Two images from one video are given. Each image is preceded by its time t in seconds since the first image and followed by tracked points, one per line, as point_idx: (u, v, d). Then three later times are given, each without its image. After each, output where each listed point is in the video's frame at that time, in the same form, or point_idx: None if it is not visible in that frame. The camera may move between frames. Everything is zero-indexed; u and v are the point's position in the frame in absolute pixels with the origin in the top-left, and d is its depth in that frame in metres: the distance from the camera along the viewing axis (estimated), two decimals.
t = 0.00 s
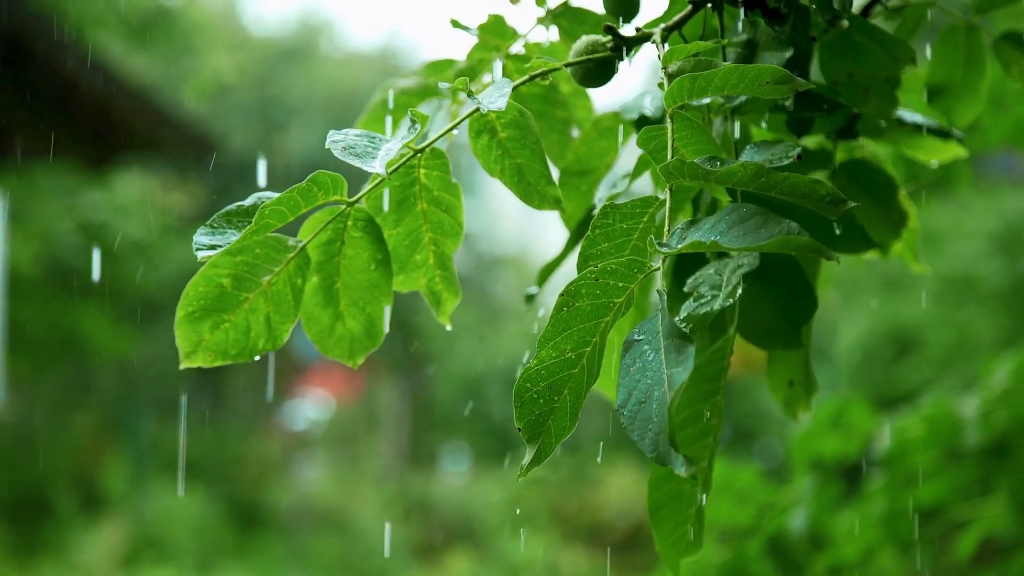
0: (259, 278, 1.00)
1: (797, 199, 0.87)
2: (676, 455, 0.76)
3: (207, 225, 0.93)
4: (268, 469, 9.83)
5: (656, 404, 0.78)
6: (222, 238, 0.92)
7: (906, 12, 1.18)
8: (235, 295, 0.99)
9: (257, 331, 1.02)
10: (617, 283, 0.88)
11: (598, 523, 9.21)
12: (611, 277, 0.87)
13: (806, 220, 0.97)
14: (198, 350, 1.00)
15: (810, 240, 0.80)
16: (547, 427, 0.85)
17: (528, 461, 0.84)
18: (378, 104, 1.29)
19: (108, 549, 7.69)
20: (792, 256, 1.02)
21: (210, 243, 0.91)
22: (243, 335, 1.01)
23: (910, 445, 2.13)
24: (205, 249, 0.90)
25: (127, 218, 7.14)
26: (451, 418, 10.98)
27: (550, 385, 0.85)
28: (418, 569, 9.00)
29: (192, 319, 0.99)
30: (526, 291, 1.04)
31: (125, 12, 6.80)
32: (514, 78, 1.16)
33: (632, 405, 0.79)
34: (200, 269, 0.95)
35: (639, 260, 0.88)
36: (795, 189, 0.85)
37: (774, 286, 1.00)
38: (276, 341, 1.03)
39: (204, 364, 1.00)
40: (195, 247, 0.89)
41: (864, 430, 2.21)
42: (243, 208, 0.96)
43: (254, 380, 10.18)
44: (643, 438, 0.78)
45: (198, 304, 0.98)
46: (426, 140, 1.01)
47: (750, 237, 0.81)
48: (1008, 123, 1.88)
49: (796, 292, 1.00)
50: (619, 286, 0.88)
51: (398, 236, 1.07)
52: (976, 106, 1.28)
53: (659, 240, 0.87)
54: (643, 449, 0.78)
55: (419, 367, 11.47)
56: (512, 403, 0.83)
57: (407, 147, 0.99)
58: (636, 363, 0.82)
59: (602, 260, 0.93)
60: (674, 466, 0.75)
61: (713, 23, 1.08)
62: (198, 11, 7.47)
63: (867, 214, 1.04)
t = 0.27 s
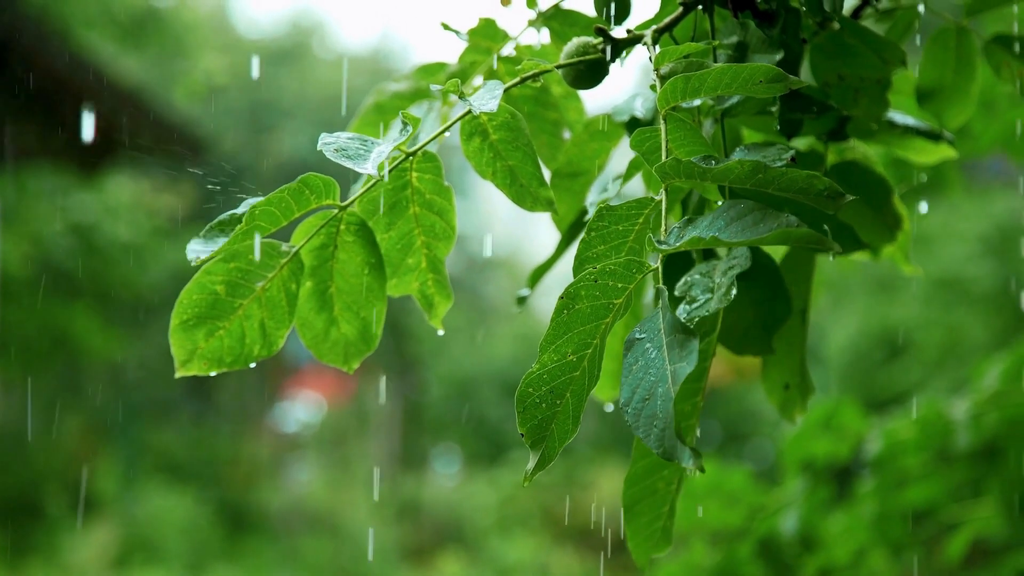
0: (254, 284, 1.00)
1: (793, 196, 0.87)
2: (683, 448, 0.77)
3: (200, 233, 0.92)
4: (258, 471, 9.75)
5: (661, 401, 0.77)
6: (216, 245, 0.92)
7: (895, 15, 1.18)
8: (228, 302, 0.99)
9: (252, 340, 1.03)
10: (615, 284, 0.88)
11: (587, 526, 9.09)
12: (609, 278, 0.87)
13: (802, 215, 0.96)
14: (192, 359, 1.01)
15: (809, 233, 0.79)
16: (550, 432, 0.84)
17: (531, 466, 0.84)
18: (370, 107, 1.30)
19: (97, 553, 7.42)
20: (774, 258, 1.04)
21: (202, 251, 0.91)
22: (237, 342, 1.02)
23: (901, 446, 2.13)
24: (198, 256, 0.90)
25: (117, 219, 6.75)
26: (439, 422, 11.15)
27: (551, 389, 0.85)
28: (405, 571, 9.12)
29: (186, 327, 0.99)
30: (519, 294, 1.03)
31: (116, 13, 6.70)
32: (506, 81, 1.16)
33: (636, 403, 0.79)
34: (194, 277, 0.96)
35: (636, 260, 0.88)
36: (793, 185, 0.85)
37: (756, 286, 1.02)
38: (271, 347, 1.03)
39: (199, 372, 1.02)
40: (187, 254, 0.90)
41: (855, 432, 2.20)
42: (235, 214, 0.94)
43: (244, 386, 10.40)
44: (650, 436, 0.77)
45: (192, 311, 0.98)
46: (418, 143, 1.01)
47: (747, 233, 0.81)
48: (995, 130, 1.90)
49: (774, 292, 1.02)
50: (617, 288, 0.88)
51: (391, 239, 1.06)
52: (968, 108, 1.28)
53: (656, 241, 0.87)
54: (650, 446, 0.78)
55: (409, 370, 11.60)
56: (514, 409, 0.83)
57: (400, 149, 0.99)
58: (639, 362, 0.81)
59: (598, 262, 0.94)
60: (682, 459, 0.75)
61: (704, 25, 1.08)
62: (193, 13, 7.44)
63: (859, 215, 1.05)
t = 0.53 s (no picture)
0: (241, 281, 1.00)
1: (782, 204, 0.87)
2: (664, 458, 0.76)
3: (188, 226, 0.89)
4: (249, 473, 9.60)
5: (645, 409, 0.78)
6: (205, 240, 0.89)
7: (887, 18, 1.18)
8: (215, 297, 0.99)
9: (237, 334, 1.01)
10: (604, 288, 0.88)
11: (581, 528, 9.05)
12: (598, 282, 0.88)
13: (786, 221, 0.96)
14: (177, 352, 1.00)
15: (795, 241, 0.80)
16: (538, 435, 0.84)
17: (519, 469, 0.84)
18: (361, 107, 1.29)
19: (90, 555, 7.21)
20: (772, 259, 1.02)
21: (191, 244, 0.88)
22: (223, 337, 1.01)
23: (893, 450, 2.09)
24: (186, 250, 0.87)
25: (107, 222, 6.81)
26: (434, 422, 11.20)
27: (539, 392, 0.85)
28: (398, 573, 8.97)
29: (171, 321, 0.98)
30: (508, 295, 1.03)
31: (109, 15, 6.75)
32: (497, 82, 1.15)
33: (620, 410, 0.80)
34: (181, 271, 0.96)
35: (624, 265, 0.88)
36: (780, 193, 0.86)
37: (758, 290, 1.00)
38: (256, 344, 1.02)
39: (183, 366, 1.00)
40: (176, 249, 0.87)
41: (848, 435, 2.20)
42: (226, 209, 0.91)
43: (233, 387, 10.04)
44: (632, 443, 0.78)
45: (177, 306, 0.98)
46: (409, 144, 1.01)
47: (736, 240, 0.81)
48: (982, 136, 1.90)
49: (778, 290, 1.00)
50: (605, 292, 0.89)
51: (382, 239, 1.06)
52: (959, 110, 1.28)
53: (645, 246, 0.88)
54: (632, 453, 0.78)
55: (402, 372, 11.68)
56: (502, 412, 0.83)
57: (391, 151, 0.99)
58: (624, 368, 0.82)
59: (588, 265, 0.94)
60: (662, 469, 0.75)
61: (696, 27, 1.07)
62: (185, 17, 7.56)
63: (850, 219, 1.05)
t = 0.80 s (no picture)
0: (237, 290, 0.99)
1: (773, 204, 0.88)
2: (659, 456, 0.78)
3: (182, 236, 0.92)
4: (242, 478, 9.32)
5: (640, 408, 0.80)
6: (197, 248, 0.91)
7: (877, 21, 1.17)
8: (212, 307, 0.99)
9: (237, 345, 1.01)
10: (596, 291, 0.88)
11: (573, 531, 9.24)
12: (591, 284, 0.87)
13: (780, 222, 0.97)
14: (178, 365, 1.00)
15: (785, 240, 0.80)
16: (534, 438, 0.85)
17: (515, 474, 0.84)
18: (352, 112, 1.28)
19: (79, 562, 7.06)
20: (762, 263, 1.03)
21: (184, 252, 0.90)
22: (224, 348, 1.01)
23: (882, 453, 2.13)
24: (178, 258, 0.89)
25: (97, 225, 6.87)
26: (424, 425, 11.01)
27: (534, 396, 0.85)
28: None
29: (172, 334, 0.99)
30: (501, 299, 1.03)
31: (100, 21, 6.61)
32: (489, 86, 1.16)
33: (615, 410, 0.81)
34: (178, 282, 0.96)
35: (617, 266, 0.88)
36: (771, 192, 0.86)
37: (752, 294, 1.01)
38: (256, 354, 1.02)
39: (185, 378, 1.00)
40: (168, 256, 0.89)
41: (837, 440, 2.23)
42: (217, 219, 0.94)
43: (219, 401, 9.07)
44: (629, 441, 0.80)
45: (177, 318, 0.98)
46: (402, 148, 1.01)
47: (724, 239, 0.82)
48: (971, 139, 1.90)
49: (770, 294, 1.00)
50: (598, 295, 0.88)
51: (375, 245, 1.06)
52: (950, 113, 1.28)
53: (637, 248, 0.88)
54: (629, 453, 0.80)
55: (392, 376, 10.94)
56: (497, 416, 0.83)
57: (382, 155, 0.99)
58: (618, 368, 0.83)
59: (581, 269, 0.94)
60: (656, 466, 0.77)
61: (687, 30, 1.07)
62: (177, 17, 7.45)
63: (842, 221, 1.05)
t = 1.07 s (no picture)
0: (222, 287, 0.99)
1: (761, 208, 0.88)
2: (641, 459, 0.77)
3: (172, 235, 0.92)
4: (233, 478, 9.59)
5: (622, 410, 0.79)
6: (188, 247, 0.91)
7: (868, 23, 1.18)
8: (196, 303, 0.99)
9: (216, 339, 1.01)
10: (584, 292, 0.88)
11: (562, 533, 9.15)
12: (578, 286, 0.87)
13: (766, 225, 0.98)
14: (156, 357, 1.01)
15: (773, 244, 0.81)
16: (517, 438, 0.85)
17: (497, 473, 0.84)
18: (342, 113, 1.27)
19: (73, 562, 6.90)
20: (751, 266, 1.02)
21: (174, 254, 0.90)
22: (204, 342, 1.02)
23: (872, 455, 2.14)
24: (170, 260, 0.89)
25: (88, 230, 6.68)
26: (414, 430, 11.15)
27: (518, 396, 0.85)
28: None
29: (151, 326, 0.99)
30: (489, 302, 1.03)
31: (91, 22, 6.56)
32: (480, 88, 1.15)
33: (598, 412, 0.80)
34: (161, 278, 0.96)
35: (604, 268, 0.88)
36: (759, 196, 0.86)
37: (739, 297, 1.01)
38: (236, 350, 1.02)
39: (162, 371, 1.01)
40: (159, 257, 0.89)
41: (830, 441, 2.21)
42: (207, 218, 0.94)
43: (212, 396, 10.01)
44: (609, 444, 0.78)
45: (157, 311, 0.99)
46: (391, 150, 1.01)
47: (713, 243, 0.81)
48: (961, 141, 1.89)
49: (758, 297, 1.01)
50: (585, 297, 0.88)
51: (363, 246, 1.06)
52: (939, 115, 1.29)
53: (625, 249, 0.88)
54: (609, 456, 0.79)
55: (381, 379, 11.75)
56: (481, 414, 0.83)
57: (372, 157, 0.99)
58: (603, 370, 0.83)
59: (569, 271, 0.94)
60: (638, 469, 0.76)
61: (678, 34, 1.06)
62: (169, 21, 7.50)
63: (830, 222, 1.05)
